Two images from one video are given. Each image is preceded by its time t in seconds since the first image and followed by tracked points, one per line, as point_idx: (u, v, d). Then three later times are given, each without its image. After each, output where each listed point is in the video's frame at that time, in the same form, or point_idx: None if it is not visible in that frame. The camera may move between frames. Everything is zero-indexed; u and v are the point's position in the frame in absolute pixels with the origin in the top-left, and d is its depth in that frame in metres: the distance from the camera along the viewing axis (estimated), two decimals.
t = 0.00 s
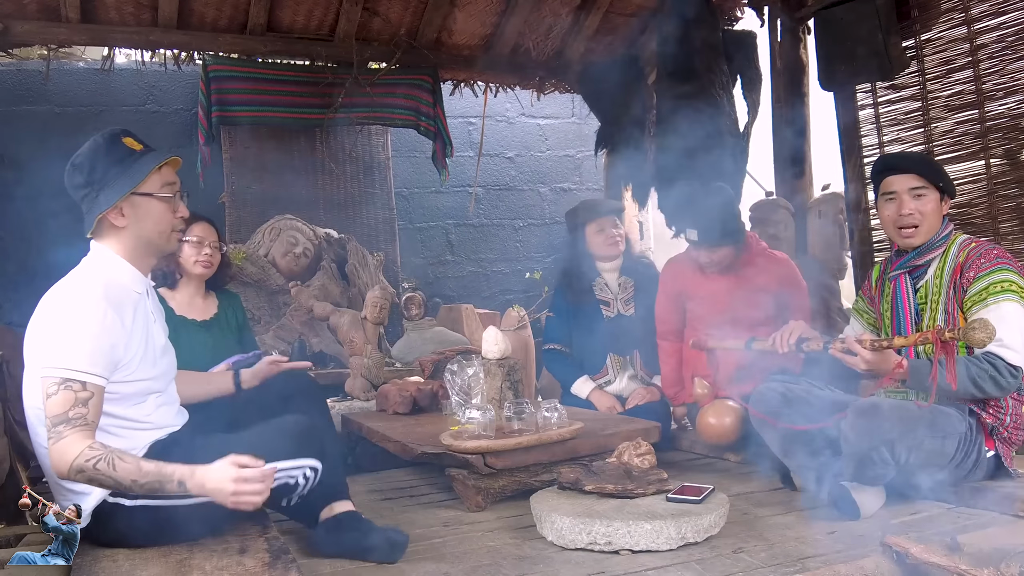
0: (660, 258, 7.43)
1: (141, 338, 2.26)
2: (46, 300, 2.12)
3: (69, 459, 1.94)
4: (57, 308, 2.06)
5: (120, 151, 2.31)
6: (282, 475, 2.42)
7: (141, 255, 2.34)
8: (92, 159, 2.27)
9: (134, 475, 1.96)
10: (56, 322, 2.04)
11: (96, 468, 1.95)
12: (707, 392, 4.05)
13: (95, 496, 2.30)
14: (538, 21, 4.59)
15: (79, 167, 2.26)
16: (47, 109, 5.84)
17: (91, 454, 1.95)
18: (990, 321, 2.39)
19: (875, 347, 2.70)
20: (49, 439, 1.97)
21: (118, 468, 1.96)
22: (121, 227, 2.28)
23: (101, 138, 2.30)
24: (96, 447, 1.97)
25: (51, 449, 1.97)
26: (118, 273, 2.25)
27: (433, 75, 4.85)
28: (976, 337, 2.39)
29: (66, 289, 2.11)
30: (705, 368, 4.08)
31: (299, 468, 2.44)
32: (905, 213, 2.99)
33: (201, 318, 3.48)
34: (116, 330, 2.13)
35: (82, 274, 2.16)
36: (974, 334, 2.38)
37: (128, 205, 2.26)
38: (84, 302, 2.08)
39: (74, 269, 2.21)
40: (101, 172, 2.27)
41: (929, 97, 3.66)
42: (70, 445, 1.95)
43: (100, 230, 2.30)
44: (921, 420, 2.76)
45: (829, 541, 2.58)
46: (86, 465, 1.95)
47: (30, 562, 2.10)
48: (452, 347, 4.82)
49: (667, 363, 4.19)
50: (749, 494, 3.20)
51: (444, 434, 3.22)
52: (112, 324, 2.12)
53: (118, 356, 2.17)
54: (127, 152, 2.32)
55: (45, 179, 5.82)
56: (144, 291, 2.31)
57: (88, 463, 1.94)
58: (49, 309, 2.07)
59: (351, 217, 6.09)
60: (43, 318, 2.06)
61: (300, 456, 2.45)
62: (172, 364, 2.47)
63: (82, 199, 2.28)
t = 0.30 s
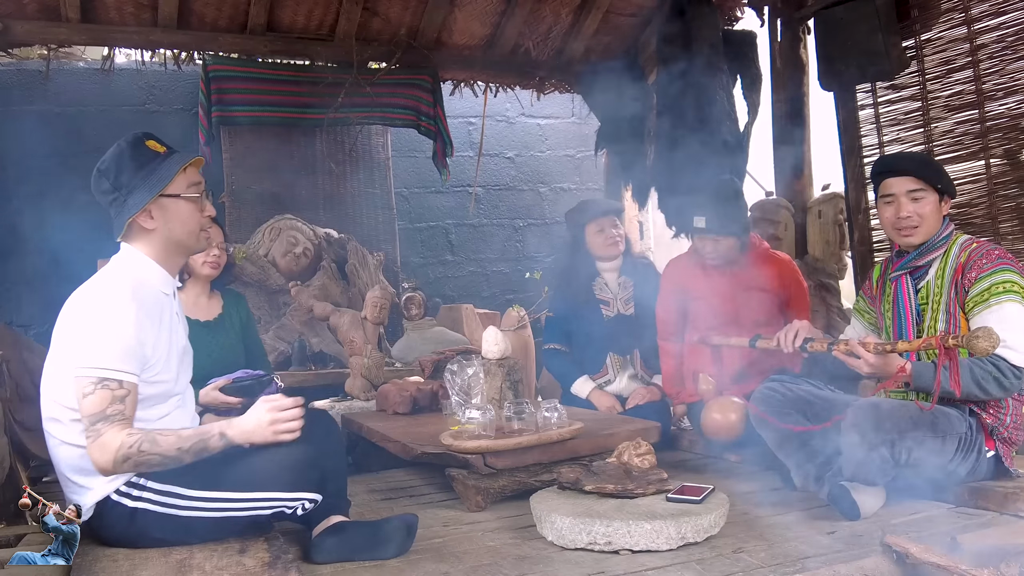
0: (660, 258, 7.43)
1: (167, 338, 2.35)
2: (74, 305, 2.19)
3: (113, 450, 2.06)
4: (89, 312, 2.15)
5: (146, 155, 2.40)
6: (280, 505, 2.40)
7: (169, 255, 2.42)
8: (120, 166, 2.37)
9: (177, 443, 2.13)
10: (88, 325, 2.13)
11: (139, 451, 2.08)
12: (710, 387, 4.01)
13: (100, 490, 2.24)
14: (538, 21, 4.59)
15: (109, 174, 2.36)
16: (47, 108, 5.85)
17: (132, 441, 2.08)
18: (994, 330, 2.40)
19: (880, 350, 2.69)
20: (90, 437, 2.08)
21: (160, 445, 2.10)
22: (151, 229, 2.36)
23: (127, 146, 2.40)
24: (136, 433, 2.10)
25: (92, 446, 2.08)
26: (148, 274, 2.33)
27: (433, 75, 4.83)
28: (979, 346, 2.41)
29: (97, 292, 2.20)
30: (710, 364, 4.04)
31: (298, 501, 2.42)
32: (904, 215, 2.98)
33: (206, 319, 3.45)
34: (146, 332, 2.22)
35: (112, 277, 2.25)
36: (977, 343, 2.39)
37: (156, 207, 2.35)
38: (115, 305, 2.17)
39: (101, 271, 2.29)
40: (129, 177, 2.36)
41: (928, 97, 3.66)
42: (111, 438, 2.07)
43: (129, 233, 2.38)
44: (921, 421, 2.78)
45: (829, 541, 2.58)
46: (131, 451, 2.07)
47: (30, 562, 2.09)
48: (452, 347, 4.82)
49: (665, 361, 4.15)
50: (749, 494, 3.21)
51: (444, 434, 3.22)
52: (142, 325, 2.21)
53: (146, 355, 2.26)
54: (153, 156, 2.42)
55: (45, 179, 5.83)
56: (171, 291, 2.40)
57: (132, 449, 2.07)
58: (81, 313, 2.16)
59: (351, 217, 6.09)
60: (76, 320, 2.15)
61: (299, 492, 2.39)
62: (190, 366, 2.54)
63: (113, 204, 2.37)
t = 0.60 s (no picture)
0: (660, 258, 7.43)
1: (178, 339, 2.38)
2: (93, 307, 2.20)
3: (158, 451, 2.13)
4: (111, 313, 2.17)
5: (150, 155, 2.37)
6: (281, 513, 2.37)
7: (178, 256, 2.42)
8: (124, 167, 2.35)
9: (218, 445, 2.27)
10: (114, 326, 2.14)
11: (185, 450, 2.18)
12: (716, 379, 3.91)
13: (104, 489, 2.27)
14: (538, 21, 4.59)
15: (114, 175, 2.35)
16: (47, 109, 5.85)
17: (178, 440, 2.17)
18: (994, 333, 2.39)
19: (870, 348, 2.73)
20: (132, 437, 2.11)
21: (203, 445, 2.23)
22: (153, 231, 2.35)
23: (131, 146, 2.37)
24: (178, 434, 2.19)
25: (132, 446, 2.11)
26: (155, 274, 2.35)
27: (433, 75, 4.84)
28: (980, 348, 2.40)
29: (114, 293, 2.21)
30: (715, 358, 3.97)
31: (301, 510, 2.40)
32: (893, 223, 2.98)
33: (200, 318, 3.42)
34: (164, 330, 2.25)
35: (124, 278, 2.27)
36: (977, 346, 2.38)
37: (158, 208, 2.33)
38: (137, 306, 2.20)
39: (111, 272, 2.29)
40: (132, 178, 2.34)
41: (928, 97, 3.66)
42: (156, 438, 2.13)
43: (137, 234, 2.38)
44: (921, 420, 2.77)
45: (829, 541, 2.58)
46: (180, 450, 2.17)
47: (29, 562, 2.09)
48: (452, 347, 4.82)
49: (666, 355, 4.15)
50: (748, 494, 3.21)
51: (444, 434, 3.22)
52: (156, 326, 2.24)
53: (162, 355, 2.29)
54: (157, 156, 2.38)
55: (45, 179, 5.84)
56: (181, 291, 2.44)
57: (181, 447, 2.17)
58: (106, 314, 2.17)
59: (351, 217, 6.10)
60: (98, 322, 2.17)
61: (302, 501, 2.37)
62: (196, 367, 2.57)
63: (118, 205, 2.37)
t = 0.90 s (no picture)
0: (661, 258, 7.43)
1: (170, 345, 2.39)
2: (84, 313, 2.19)
3: (148, 461, 2.14)
4: (100, 321, 2.16)
5: (147, 159, 2.35)
6: (279, 513, 2.38)
7: (171, 262, 2.40)
8: (122, 168, 2.35)
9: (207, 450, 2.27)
10: (103, 334, 2.15)
11: (174, 458, 2.19)
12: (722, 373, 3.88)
13: (99, 493, 2.28)
14: (538, 22, 4.58)
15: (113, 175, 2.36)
16: (47, 108, 5.85)
17: (166, 449, 2.19)
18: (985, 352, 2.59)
19: (866, 358, 2.85)
20: (119, 447, 2.11)
21: (193, 451, 2.24)
22: (143, 236, 2.36)
23: (132, 147, 2.36)
24: (167, 442, 2.21)
25: (118, 456, 2.12)
26: (147, 280, 2.35)
27: (433, 75, 4.85)
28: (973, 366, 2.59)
29: (105, 300, 2.22)
30: (724, 353, 3.95)
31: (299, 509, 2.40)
32: (891, 224, 2.99)
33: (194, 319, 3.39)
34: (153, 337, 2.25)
35: (117, 284, 2.27)
36: (968, 363, 2.59)
37: (147, 214, 2.32)
38: (130, 313, 2.21)
39: (103, 278, 2.29)
40: (127, 181, 2.34)
41: (928, 97, 3.66)
42: (143, 448, 2.13)
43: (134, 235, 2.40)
44: (922, 420, 2.76)
45: (828, 541, 2.58)
46: (167, 459, 2.18)
47: (29, 562, 2.09)
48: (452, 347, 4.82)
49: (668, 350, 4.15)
50: (748, 494, 3.20)
51: (444, 434, 3.22)
52: (146, 334, 2.24)
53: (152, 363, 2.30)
54: (154, 161, 2.35)
55: (45, 179, 5.83)
56: (173, 296, 2.43)
57: (168, 456, 2.18)
58: (94, 321, 2.17)
59: (351, 217, 6.10)
60: (89, 329, 2.17)
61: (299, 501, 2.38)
62: (191, 371, 2.57)
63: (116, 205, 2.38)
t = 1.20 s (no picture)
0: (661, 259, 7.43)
1: (163, 349, 2.39)
2: (80, 321, 2.19)
3: (149, 467, 2.14)
4: (96, 328, 2.15)
5: (142, 165, 2.35)
6: (282, 505, 2.40)
7: (163, 269, 2.40)
8: (116, 171, 2.36)
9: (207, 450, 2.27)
10: (100, 343, 2.14)
11: (175, 463, 2.20)
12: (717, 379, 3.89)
13: (98, 498, 2.27)
14: (537, 23, 4.56)
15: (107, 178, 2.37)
16: (46, 108, 5.86)
17: (167, 455, 2.18)
18: (990, 363, 2.49)
19: (863, 364, 2.84)
20: (120, 456, 2.11)
21: (192, 454, 2.24)
22: (133, 242, 2.36)
23: (128, 151, 2.36)
24: (166, 447, 2.20)
25: (119, 464, 2.12)
26: (138, 284, 2.33)
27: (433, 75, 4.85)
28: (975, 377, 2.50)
29: (98, 307, 2.20)
30: (717, 357, 3.97)
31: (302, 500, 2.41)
32: (892, 226, 3.00)
33: (196, 319, 3.37)
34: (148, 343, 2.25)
35: (109, 289, 2.25)
36: (973, 375, 2.49)
37: (137, 221, 2.32)
38: (125, 320, 2.20)
39: (93, 283, 2.27)
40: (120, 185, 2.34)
41: (928, 97, 3.66)
42: (144, 456, 2.13)
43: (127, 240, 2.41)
44: (922, 422, 2.76)
45: (828, 541, 2.58)
46: (168, 465, 2.18)
47: (30, 562, 2.10)
48: (452, 347, 4.82)
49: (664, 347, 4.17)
50: (748, 494, 3.21)
51: (444, 434, 3.22)
52: (142, 340, 2.24)
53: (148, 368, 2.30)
54: (149, 167, 2.35)
55: (45, 179, 5.83)
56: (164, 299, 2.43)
57: (169, 461, 2.18)
58: (90, 329, 2.16)
59: (350, 217, 6.11)
60: (84, 337, 2.16)
61: (301, 492, 2.39)
62: (182, 370, 2.59)
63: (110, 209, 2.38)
